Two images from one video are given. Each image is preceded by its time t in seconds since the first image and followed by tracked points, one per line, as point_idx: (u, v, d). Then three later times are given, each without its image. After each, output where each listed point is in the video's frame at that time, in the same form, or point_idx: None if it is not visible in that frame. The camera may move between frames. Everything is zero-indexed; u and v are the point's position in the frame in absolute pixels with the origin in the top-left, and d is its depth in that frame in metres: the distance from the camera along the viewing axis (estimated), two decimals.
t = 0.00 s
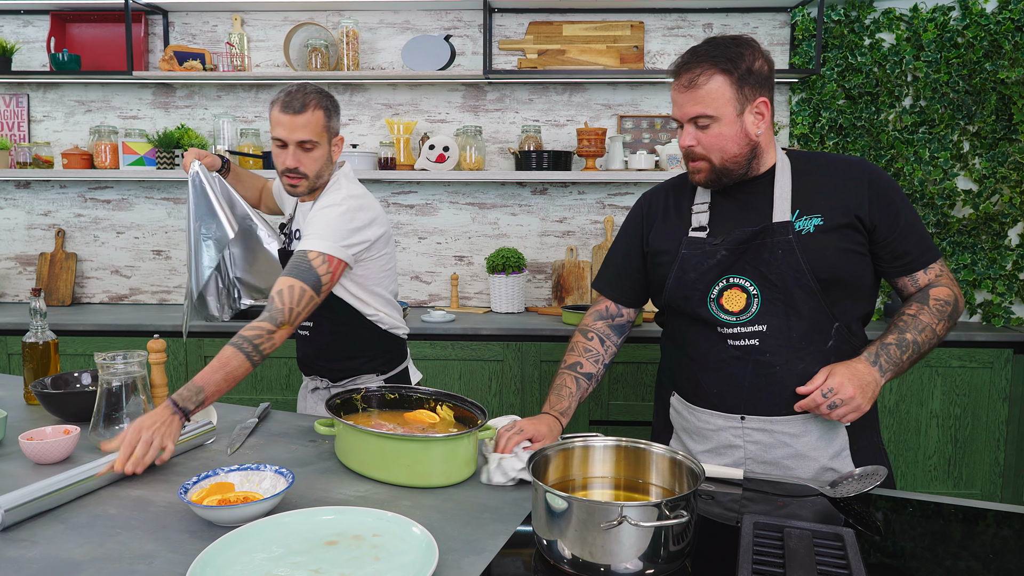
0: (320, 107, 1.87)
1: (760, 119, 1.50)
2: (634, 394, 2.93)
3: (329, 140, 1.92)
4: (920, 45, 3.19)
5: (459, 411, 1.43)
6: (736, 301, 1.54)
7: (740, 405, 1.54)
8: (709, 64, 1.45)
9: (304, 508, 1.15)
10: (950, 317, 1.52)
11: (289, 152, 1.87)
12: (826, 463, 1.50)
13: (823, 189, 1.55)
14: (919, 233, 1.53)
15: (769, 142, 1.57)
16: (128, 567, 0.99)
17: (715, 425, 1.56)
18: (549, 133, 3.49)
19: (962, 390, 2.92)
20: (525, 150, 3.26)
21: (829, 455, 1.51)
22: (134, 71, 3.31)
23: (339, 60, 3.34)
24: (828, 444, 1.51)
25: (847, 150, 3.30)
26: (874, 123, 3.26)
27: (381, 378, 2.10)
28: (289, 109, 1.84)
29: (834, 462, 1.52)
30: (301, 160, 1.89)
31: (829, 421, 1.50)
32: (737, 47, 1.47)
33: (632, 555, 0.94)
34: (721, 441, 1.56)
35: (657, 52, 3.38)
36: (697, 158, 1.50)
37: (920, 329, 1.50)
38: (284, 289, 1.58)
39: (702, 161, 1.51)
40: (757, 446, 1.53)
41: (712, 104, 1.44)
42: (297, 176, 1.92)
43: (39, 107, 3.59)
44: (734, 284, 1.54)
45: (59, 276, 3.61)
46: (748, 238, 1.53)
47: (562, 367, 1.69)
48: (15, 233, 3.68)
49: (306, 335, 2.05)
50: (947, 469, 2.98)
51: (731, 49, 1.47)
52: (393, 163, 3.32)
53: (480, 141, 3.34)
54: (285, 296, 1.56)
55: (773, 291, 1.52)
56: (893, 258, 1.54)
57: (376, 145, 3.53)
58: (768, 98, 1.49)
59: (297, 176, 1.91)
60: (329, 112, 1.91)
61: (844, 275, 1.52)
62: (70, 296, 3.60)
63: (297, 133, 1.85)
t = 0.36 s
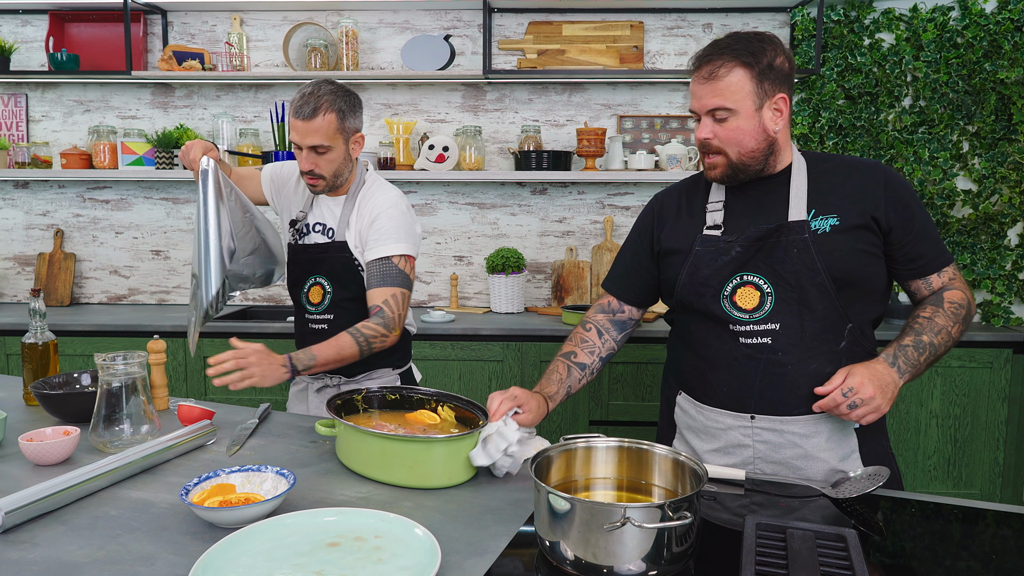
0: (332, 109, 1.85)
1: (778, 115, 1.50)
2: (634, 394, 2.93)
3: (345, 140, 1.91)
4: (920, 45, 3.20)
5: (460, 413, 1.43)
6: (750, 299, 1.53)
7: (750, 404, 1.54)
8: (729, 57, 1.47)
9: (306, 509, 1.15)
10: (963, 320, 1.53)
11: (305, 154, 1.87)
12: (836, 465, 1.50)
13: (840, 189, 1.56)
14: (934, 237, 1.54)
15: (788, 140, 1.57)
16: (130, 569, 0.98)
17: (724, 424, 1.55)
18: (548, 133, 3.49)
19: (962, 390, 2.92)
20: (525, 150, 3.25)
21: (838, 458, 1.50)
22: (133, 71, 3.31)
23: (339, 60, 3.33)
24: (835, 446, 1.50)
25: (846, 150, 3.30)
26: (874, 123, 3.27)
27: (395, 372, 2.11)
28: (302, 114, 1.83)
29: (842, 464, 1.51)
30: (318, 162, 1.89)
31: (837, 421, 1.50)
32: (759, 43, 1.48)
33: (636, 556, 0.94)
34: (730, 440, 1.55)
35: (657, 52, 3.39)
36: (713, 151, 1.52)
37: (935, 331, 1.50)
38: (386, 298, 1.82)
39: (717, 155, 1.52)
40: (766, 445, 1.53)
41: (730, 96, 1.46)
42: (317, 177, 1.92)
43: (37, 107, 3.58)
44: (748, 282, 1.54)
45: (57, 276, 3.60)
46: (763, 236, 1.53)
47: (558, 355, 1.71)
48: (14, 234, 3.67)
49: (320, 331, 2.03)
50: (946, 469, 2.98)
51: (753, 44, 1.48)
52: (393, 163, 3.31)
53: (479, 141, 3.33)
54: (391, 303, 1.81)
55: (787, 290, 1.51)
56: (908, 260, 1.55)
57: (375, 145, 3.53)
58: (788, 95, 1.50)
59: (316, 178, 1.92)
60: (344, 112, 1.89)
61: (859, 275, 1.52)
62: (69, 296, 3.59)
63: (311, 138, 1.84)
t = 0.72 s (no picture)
0: (368, 100, 1.87)
1: (756, 113, 1.52)
2: (632, 394, 2.93)
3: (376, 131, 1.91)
4: (917, 46, 3.20)
5: (458, 413, 1.43)
6: (745, 299, 1.54)
7: (747, 405, 1.54)
8: (705, 58, 1.50)
9: (305, 509, 1.15)
10: (962, 313, 1.53)
11: (342, 147, 1.85)
12: (835, 464, 1.50)
13: (833, 187, 1.56)
14: (929, 230, 1.54)
15: (774, 138, 1.57)
16: (130, 569, 0.98)
17: (722, 424, 1.55)
18: (547, 133, 3.49)
19: (960, 389, 2.93)
20: (524, 150, 3.25)
21: (837, 456, 1.50)
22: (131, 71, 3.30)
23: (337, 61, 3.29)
24: (835, 445, 1.51)
25: (844, 150, 3.30)
26: (872, 123, 3.27)
27: (407, 373, 2.11)
28: (342, 105, 1.81)
29: (841, 463, 1.51)
30: (354, 153, 1.87)
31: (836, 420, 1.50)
32: (737, 43, 1.51)
33: (636, 555, 0.94)
34: (728, 440, 1.56)
35: (655, 52, 3.39)
36: (692, 150, 1.55)
37: (933, 326, 1.51)
38: (390, 282, 1.79)
39: (696, 153, 1.55)
40: (764, 445, 1.53)
41: (705, 94, 1.49)
42: (349, 170, 1.90)
43: (35, 107, 3.58)
44: (742, 282, 1.54)
45: (55, 276, 3.59)
46: (756, 236, 1.54)
47: (554, 354, 1.70)
48: (11, 234, 3.66)
49: (332, 330, 2.03)
50: (944, 468, 2.99)
51: (730, 44, 1.51)
52: (392, 163, 3.30)
53: (478, 141, 3.33)
54: (395, 288, 1.78)
55: (781, 290, 1.52)
56: (904, 256, 1.55)
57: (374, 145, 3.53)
58: (766, 93, 1.51)
59: (351, 170, 1.89)
60: (375, 103, 1.90)
61: (855, 272, 1.52)
62: (66, 296, 3.58)
63: (352, 128, 1.83)
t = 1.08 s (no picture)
0: (399, 95, 1.89)
1: (750, 112, 1.52)
2: (631, 394, 2.94)
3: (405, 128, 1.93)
4: (914, 46, 3.21)
5: (458, 413, 1.43)
6: (740, 300, 1.54)
7: (744, 406, 1.54)
8: (699, 58, 1.51)
9: (304, 510, 1.15)
10: (957, 314, 1.54)
11: (375, 140, 1.85)
12: (831, 464, 1.50)
13: (828, 188, 1.56)
14: (924, 231, 1.54)
15: (770, 138, 1.58)
16: (128, 570, 0.98)
17: (718, 425, 1.55)
18: (545, 133, 3.49)
19: (958, 389, 2.94)
20: (522, 150, 3.24)
21: (830, 456, 1.51)
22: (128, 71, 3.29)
23: (335, 60, 3.31)
24: (831, 445, 1.51)
25: (842, 150, 3.31)
26: (869, 122, 3.28)
27: (433, 374, 2.11)
28: (375, 98, 1.83)
29: (836, 463, 1.51)
30: (385, 147, 1.87)
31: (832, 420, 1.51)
32: (730, 43, 1.52)
33: (636, 556, 0.94)
34: (724, 440, 1.56)
35: (653, 52, 3.39)
36: (687, 150, 1.55)
37: (928, 327, 1.51)
38: (433, 278, 1.91)
39: (691, 153, 1.55)
40: (761, 445, 1.53)
41: (699, 94, 1.50)
42: (379, 164, 1.89)
43: (31, 107, 3.56)
44: (738, 283, 1.54)
45: (52, 276, 3.58)
46: (753, 236, 1.54)
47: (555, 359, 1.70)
48: (7, 234, 3.65)
49: (363, 331, 2.02)
50: (941, 468, 3.00)
51: (724, 44, 1.52)
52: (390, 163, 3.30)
53: (476, 141, 3.33)
54: (438, 284, 1.90)
55: (777, 291, 1.51)
56: (899, 257, 1.55)
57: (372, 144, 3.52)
58: (760, 92, 1.51)
59: (381, 164, 1.88)
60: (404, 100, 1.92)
61: (850, 273, 1.53)
62: (63, 296, 3.57)
63: (386, 121, 1.84)
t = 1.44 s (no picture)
0: (463, 96, 1.79)
1: (742, 116, 1.52)
2: (629, 394, 2.94)
3: (467, 131, 1.82)
4: (912, 47, 3.21)
5: (457, 414, 1.43)
6: (737, 304, 1.54)
7: (742, 408, 1.54)
8: (690, 62, 1.50)
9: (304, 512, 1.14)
10: (949, 312, 1.55)
11: (426, 141, 1.77)
12: (827, 464, 1.51)
13: (820, 190, 1.56)
14: (915, 231, 1.55)
15: (761, 141, 1.58)
16: (128, 573, 0.97)
17: (716, 427, 1.55)
18: (543, 133, 3.49)
19: (956, 389, 2.94)
20: (520, 150, 3.23)
21: (826, 455, 1.51)
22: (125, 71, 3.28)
23: (333, 59, 3.31)
24: (828, 445, 1.51)
25: (840, 150, 3.31)
26: (867, 123, 3.28)
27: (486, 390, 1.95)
28: (434, 97, 1.75)
29: (831, 462, 1.52)
30: (439, 149, 1.78)
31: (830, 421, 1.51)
32: (720, 46, 1.51)
33: (637, 557, 0.94)
34: (723, 443, 1.55)
35: (651, 52, 3.39)
36: (680, 155, 1.55)
37: (921, 327, 1.52)
38: (490, 285, 1.73)
39: (684, 158, 1.55)
40: (759, 448, 1.53)
41: (692, 99, 1.48)
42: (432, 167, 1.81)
43: (28, 107, 3.55)
44: (734, 287, 1.55)
45: (49, 276, 3.57)
46: (748, 240, 1.54)
47: (558, 369, 1.69)
48: (4, 234, 3.63)
49: (412, 339, 1.89)
50: (939, 468, 3.00)
51: (714, 48, 1.51)
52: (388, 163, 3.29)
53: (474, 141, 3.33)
54: (493, 292, 1.72)
55: (773, 295, 1.52)
56: (891, 257, 1.56)
57: (370, 144, 3.52)
58: (751, 95, 1.51)
59: (433, 167, 1.80)
60: (471, 102, 1.82)
61: (844, 275, 1.53)
62: (60, 296, 3.56)
63: (439, 122, 1.75)
